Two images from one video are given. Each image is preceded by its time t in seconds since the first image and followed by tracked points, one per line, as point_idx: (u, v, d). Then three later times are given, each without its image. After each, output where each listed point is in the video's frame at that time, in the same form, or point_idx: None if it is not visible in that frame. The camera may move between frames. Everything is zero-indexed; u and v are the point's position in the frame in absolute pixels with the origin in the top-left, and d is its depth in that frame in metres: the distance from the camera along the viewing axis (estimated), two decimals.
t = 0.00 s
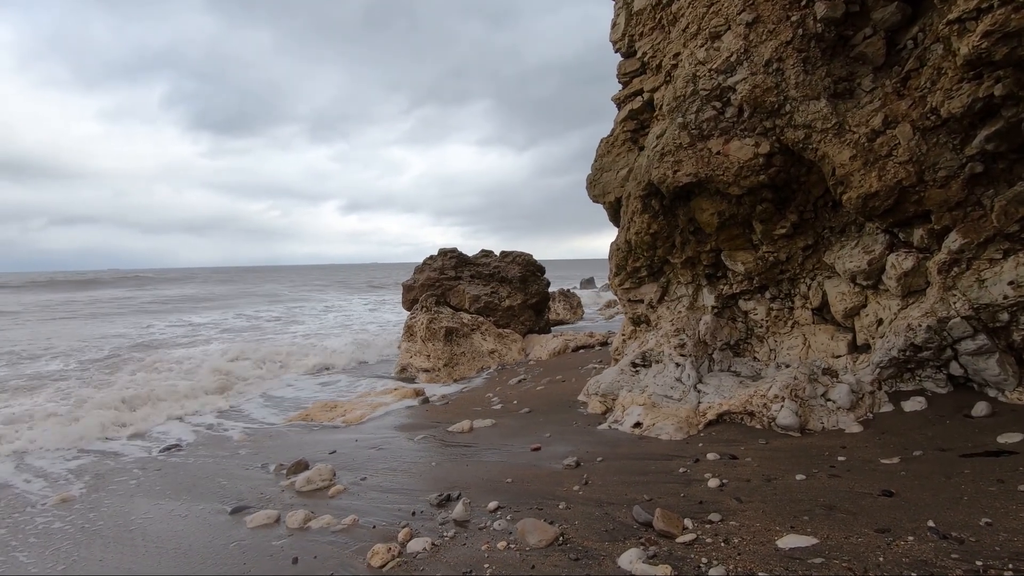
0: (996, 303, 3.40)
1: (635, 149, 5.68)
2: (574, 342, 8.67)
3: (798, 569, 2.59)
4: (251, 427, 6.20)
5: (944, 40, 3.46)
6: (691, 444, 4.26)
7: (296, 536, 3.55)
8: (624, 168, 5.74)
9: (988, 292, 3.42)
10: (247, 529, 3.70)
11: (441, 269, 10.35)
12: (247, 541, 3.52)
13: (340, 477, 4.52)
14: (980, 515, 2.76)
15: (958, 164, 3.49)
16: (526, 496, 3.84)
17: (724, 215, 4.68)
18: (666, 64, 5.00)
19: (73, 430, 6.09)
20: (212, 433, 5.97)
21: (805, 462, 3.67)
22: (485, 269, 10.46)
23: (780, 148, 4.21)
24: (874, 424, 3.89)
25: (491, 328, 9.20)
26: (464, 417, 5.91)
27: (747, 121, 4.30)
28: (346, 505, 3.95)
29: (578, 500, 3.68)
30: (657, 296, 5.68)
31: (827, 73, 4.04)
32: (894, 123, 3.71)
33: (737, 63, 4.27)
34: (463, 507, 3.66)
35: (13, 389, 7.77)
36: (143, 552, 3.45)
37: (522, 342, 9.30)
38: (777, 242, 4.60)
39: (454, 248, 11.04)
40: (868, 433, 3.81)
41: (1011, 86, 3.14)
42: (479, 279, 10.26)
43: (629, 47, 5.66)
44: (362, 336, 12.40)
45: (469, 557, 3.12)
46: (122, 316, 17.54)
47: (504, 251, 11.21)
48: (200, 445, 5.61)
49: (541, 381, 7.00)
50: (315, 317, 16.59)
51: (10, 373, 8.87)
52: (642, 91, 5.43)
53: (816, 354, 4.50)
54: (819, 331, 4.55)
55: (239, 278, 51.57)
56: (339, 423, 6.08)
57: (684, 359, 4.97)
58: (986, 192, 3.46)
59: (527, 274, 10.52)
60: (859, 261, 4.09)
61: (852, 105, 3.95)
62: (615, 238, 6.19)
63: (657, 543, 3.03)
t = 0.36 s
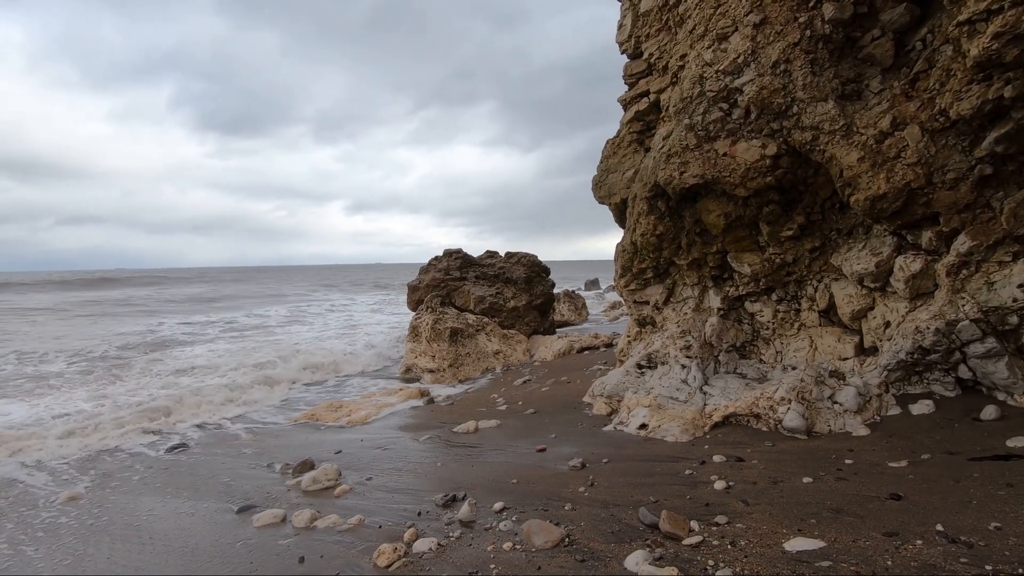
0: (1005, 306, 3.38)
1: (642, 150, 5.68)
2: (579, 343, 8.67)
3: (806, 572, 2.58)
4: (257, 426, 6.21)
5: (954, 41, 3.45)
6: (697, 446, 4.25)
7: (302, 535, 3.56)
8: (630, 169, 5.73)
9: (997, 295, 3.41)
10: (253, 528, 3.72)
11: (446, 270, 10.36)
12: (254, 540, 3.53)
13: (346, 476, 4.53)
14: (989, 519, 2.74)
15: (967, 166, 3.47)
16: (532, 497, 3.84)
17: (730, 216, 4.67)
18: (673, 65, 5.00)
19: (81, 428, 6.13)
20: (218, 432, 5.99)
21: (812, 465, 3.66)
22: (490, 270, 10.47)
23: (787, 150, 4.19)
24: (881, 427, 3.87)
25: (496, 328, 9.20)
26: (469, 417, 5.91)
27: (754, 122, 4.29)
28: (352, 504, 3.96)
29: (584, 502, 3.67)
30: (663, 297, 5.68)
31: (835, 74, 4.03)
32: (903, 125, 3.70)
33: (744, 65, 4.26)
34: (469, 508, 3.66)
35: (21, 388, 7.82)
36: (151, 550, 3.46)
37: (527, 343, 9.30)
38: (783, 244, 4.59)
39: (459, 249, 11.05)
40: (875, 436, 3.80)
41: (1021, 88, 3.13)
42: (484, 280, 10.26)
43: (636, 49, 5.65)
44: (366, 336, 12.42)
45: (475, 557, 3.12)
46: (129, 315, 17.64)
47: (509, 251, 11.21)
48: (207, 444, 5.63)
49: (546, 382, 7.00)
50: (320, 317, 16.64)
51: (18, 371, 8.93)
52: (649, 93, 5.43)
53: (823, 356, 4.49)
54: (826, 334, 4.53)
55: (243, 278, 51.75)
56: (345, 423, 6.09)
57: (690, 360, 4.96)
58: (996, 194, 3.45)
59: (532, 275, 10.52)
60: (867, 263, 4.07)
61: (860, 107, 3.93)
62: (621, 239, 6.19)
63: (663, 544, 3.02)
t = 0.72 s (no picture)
0: None
1: (654, 149, 5.65)
2: (589, 342, 8.65)
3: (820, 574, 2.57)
4: (269, 422, 6.26)
5: (974, 39, 3.40)
6: (708, 446, 4.23)
7: (314, 531, 3.58)
8: (641, 168, 5.71)
9: (1016, 297, 3.36)
10: (266, 522, 3.74)
11: (456, 268, 10.38)
12: (267, 535, 3.55)
13: (357, 472, 4.55)
14: (1007, 523, 2.71)
15: (986, 166, 3.43)
16: (543, 495, 3.84)
17: (743, 216, 4.64)
18: (686, 64, 4.97)
19: (95, 422, 6.21)
20: (230, 428, 6.04)
21: (825, 467, 3.63)
22: (500, 269, 10.48)
23: (801, 148, 4.16)
24: (895, 429, 3.83)
25: (506, 327, 9.20)
26: (479, 415, 5.92)
27: (768, 121, 4.25)
28: (363, 501, 3.98)
29: (595, 501, 3.67)
30: (674, 297, 5.65)
31: (851, 73, 3.99)
32: (920, 124, 3.65)
33: (758, 63, 4.22)
34: (480, 506, 3.67)
35: (38, 382, 7.94)
36: (165, 543, 3.50)
37: (536, 342, 9.29)
38: (797, 243, 4.55)
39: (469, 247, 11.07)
40: (889, 438, 3.76)
41: None
42: (494, 278, 10.27)
43: (648, 47, 5.63)
44: (376, 334, 12.46)
45: (486, 555, 3.13)
46: (143, 311, 17.83)
47: (518, 250, 11.21)
48: (219, 439, 5.68)
49: (555, 381, 6.99)
50: (330, 315, 16.72)
51: (34, 366, 9.06)
52: (661, 91, 5.41)
53: (836, 357, 4.45)
54: (840, 334, 4.49)
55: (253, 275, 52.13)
56: (355, 419, 6.13)
57: (701, 360, 4.93)
58: (1015, 194, 3.40)
59: (542, 274, 10.51)
60: (881, 264, 4.03)
61: (876, 105, 3.89)
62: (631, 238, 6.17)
63: (675, 544, 3.01)
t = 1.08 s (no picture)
0: None
1: (669, 145, 5.60)
2: (602, 339, 8.62)
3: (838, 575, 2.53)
4: (284, 415, 6.33)
5: (1003, 31, 3.31)
6: (723, 445, 4.19)
7: (329, 523, 3.62)
8: (657, 164, 5.66)
9: None
10: (282, 514, 3.79)
11: (469, 264, 10.41)
12: (282, 526, 3.59)
13: (371, 466, 4.59)
14: None
15: (1013, 161, 3.34)
16: (556, 492, 3.83)
17: (760, 213, 4.58)
18: (703, 59, 4.91)
19: (115, 413, 6.32)
20: (246, 421, 6.12)
21: (843, 467, 3.58)
22: (513, 265, 10.47)
23: (821, 144, 4.09)
24: (916, 430, 3.77)
25: (519, 323, 9.20)
26: (492, 411, 5.93)
27: (787, 116, 4.18)
28: (378, 494, 4.01)
29: (608, 498, 3.65)
30: (688, 294, 5.60)
31: (873, 67, 3.91)
32: (944, 119, 3.57)
33: (777, 57, 4.16)
34: (493, 501, 3.67)
35: (59, 374, 8.10)
36: (183, 533, 3.55)
37: (549, 339, 9.28)
38: (815, 241, 4.48)
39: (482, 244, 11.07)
40: (909, 439, 3.70)
41: None
42: (507, 275, 10.28)
43: (664, 42, 5.57)
44: (389, 329, 12.53)
45: (499, 550, 3.13)
46: (162, 306, 18.13)
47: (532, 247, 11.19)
48: (234, 432, 5.76)
49: (568, 377, 6.98)
50: (344, 310, 16.85)
51: (57, 358, 9.27)
52: (677, 86, 5.35)
53: (855, 357, 4.38)
54: (858, 333, 4.41)
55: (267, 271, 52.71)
56: (369, 414, 6.17)
57: (716, 358, 4.88)
58: None
59: (555, 271, 10.47)
60: (903, 262, 3.95)
61: (899, 100, 3.81)
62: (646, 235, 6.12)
63: (689, 543, 2.99)
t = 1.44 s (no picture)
0: None
1: (682, 139, 5.54)
2: (614, 335, 8.60)
3: (851, 573, 2.51)
4: (298, 409, 6.41)
5: None
6: (735, 441, 4.16)
7: (342, 516, 3.66)
8: (669, 158, 5.60)
9: None
10: (296, 506, 3.84)
11: (481, 260, 10.43)
12: (296, 518, 3.64)
13: (384, 460, 4.63)
14: None
15: None
16: (567, 486, 3.84)
17: (774, 207, 4.53)
18: (717, 51, 4.85)
19: (135, 406, 6.45)
20: (260, 414, 6.20)
21: (858, 464, 3.54)
22: (524, 261, 10.47)
23: (837, 137, 4.02)
24: (933, 427, 3.71)
25: (530, 319, 9.20)
26: (504, 406, 5.95)
27: (802, 108, 4.12)
28: (390, 488, 4.05)
29: (619, 493, 3.65)
30: (701, 289, 5.56)
31: (891, 58, 3.83)
32: (965, 110, 3.49)
33: (793, 48, 4.09)
34: (504, 495, 3.69)
35: (80, 368, 8.27)
36: (198, 525, 3.61)
37: (561, 334, 9.27)
38: (830, 235, 4.42)
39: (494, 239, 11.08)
40: (925, 436, 3.64)
41: None
42: (519, 270, 10.28)
43: (678, 34, 5.51)
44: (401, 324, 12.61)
45: (510, 544, 3.14)
46: (178, 300, 18.44)
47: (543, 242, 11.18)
48: (249, 425, 5.84)
49: (580, 373, 6.97)
50: (357, 305, 16.99)
51: (79, 352, 9.48)
52: (690, 79, 5.29)
53: (871, 353, 4.31)
54: (875, 329, 4.35)
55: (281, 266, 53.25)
56: (382, 408, 6.23)
57: (729, 354, 4.84)
58: None
59: (567, 266, 10.44)
60: (921, 257, 3.88)
61: (918, 91, 3.73)
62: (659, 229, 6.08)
63: (700, 539, 2.98)
